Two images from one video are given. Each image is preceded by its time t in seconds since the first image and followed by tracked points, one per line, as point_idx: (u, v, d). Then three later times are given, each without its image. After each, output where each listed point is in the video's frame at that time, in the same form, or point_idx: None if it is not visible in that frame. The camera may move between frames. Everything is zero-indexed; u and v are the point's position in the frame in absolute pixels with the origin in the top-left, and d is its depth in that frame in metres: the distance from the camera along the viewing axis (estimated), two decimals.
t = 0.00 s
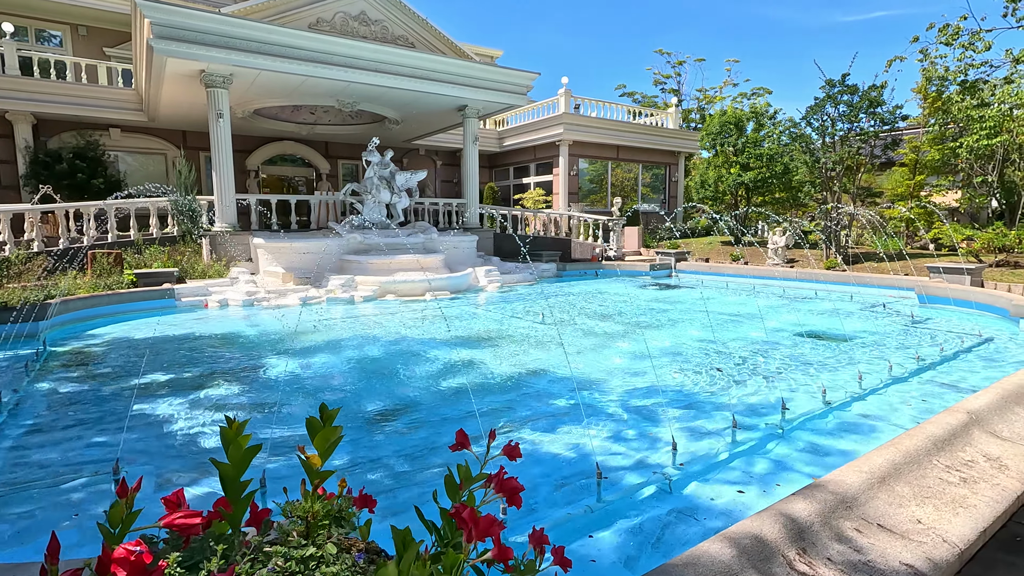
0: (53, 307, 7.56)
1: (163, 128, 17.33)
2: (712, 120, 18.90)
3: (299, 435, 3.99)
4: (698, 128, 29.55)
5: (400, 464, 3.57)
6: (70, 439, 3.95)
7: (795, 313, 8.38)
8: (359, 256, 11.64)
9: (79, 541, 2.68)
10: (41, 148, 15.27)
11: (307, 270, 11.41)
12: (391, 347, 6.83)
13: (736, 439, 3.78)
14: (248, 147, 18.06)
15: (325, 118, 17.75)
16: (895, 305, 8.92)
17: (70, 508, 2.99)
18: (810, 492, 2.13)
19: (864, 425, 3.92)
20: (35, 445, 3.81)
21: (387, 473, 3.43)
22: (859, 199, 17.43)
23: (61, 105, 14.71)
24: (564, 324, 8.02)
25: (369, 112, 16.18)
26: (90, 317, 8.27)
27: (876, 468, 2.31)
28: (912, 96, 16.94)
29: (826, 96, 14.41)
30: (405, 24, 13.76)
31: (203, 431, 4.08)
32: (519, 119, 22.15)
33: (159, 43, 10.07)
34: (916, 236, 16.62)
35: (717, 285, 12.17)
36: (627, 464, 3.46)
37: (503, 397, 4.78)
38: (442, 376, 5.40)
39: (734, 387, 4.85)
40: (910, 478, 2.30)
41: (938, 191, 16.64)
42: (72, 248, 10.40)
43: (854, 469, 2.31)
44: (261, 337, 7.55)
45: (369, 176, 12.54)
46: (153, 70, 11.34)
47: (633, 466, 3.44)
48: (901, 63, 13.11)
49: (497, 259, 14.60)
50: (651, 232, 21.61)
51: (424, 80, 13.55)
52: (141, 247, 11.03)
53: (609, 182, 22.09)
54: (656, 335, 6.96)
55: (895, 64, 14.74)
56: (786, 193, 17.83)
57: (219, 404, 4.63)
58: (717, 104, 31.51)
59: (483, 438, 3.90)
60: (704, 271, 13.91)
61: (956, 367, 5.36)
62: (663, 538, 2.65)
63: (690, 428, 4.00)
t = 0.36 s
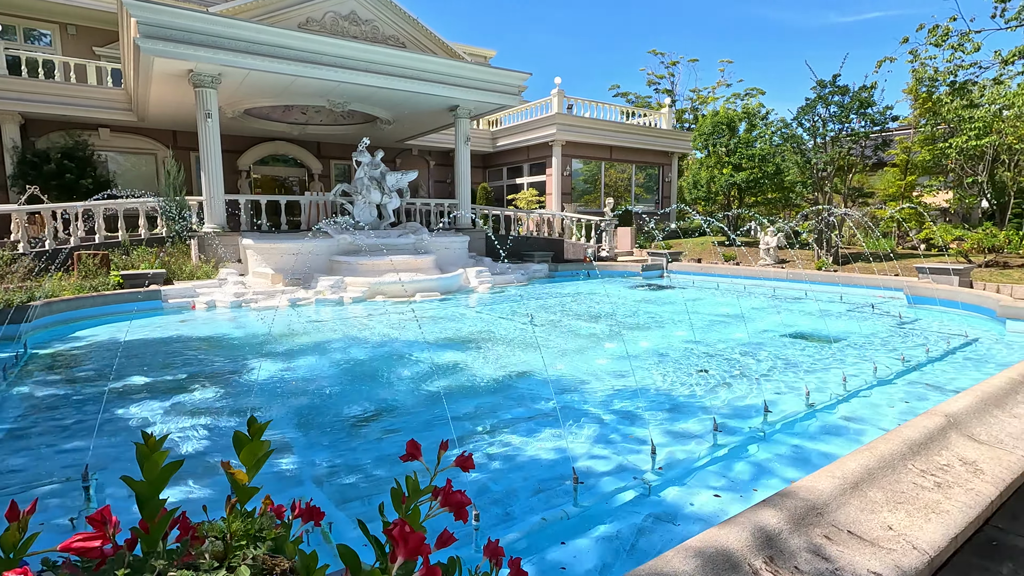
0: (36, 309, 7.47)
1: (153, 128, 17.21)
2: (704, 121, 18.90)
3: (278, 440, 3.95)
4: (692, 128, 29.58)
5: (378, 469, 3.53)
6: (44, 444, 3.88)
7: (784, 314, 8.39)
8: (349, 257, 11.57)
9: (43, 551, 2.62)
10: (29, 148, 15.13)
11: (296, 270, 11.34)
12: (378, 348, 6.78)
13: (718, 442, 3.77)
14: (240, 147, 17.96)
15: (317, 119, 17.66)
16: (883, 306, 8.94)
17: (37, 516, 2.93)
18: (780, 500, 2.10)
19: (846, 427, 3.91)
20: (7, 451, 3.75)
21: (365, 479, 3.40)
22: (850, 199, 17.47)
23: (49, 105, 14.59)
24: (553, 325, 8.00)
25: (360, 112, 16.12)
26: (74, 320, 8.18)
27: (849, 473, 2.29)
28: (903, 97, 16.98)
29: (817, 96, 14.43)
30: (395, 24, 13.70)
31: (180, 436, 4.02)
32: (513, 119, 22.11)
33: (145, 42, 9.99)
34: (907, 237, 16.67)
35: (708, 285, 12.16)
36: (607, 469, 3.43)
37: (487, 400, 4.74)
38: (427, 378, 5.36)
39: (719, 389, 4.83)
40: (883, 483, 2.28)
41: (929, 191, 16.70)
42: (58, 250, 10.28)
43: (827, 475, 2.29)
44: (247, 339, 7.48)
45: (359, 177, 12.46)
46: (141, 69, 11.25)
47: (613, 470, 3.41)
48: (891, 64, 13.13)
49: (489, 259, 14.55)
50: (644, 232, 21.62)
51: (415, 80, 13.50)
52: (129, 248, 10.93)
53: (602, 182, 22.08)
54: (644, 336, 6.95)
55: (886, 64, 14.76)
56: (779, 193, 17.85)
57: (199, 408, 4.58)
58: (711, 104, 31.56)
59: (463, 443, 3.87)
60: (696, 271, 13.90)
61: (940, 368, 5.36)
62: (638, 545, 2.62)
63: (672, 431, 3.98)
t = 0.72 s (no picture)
0: (19, 312, 7.40)
1: (144, 129, 17.11)
2: (697, 121, 18.90)
3: (256, 445, 3.91)
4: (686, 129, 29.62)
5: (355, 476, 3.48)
6: (17, 450, 3.83)
7: (773, 315, 8.39)
8: (339, 258, 11.51)
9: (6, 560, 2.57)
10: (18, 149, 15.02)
11: (286, 272, 11.27)
12: (364, 351, 6.75)
13: (698, 446, 3.75)
14: (232, 147, 17.89)
15: (309, 119, 17.59)
16: (872, 306, 8.96)
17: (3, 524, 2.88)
18: (747, 508, 2.08)
19: (826, 431, 3.90)
20: None
21: (340, 485, 3.36)
22: (842, 200, 17.50)
23: (38, 106, 14.49)
24: (541, 327, 7.99)
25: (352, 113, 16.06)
26: (59, 322, 8.12)
27: (819, 480, 2.26)
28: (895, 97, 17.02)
29: (808, 97, 14.46)
30: (386, 25, 13.64)
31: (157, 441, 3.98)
32: (506, 120, 22.09)
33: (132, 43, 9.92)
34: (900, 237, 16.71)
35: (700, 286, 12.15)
36: (585, 474, 3.40)
37: (469, 404, 4.72)
38: (411, 382, 5.32)
39: (702, 392, 4.82)
40: (855, 491, 2.25)
41: (920, 192, 16.74)
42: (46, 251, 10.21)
43: (796, 483, 2.27)
44: (233, 341, 7.44)
45: (350, 178, 12.40)
46: (129, 70, 11.17)
47: (591, 475, 3.40)
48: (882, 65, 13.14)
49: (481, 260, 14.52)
50: (638, 232, 21.64)
51: (406, 81, 13.46)
52: (117, 250, 10.86)
53: (596, 183, 22.07)
54: (630, 338, 6.95)
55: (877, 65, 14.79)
56: (771, 194, 17.88)
57: (178, 413, 4.53)
58: (705, 104, 31.59)
59: (441, 448, 3.84)
60: (688, 272, 13.92)
61: (925, 370, 5.35)
62: (611, 552, 2.59)
63: (653, 434, 3.97)
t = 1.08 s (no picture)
0: (6, 314, 7.35)
1: (137, 129, 17.03)
2: (692, 121, 18.87)
3: (238, 449, 3.87)
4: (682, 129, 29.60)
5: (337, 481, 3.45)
6: None
7: (765, 316, 8.36)
8: (332, 259, 11.45)
9: None
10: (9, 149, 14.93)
11: (278, 273, 11.21)
12: (354, 353, 6.70)
13: (683, 450, 3.72)
14: (226, 147, 17.82)
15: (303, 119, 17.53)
16: (865, 308, 8.94)
17: None
18: (723, 517, 2.05)
19: (812, 434, 3.87)
20: None
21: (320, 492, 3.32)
22: (837, 200, 17.48)
23: (29, 105, 14.40)
24: (533, 328, 7.95)
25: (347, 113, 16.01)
26: (46, 324, 8.04)
27: (797, 488, 2.23)
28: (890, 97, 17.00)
29: (803, 97, 14.43)
30: (379, 24, 13.58)
31: (138, 445, 3.93)
32: (502, 120, 22.04)
33: (123, 43, 9.86)
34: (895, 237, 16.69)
35: (694, 286, 12.12)
36: (569, 480, 3.38)
37: (456, 408, 4.68)
38: (398, 384, 5.28)
39: (690, 396, 4.79)
40: (833, 498, 2.22)
41: (915, 192, 16.75)
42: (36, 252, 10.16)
43: (774, 490, 2.24)
44: (222, 343, 7.37)
45: (343, 178, 12.34)
46: (120, 69, 11.10)
47: (574, 481, 3.37)
48: (876, 65, 13.12)
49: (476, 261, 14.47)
50: (634, 233, 21.61)
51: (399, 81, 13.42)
52: (107, 251, 10.80)
53: (592, 183, 22.04)
54: (621, 340, 6.92)
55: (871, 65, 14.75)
56: (767, 194, 17.85)
57: (162, 417, 4.49)
58: (702, 104, 31.57)
59: (425, 453, 3.81)
60: (683, 272, 13.88)
61: (915, 372, 5.34)
62: (590, 560, 2.56)
63: (639, 439, 3.94)
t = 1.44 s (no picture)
0: None
1: (131, 128, 16.93)
2: (689, 121, 18.83)
3: (220, 452, 3.80)
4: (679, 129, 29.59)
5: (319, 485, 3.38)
6: None
7: (759, 317, 8.33)
8: (325, 259, 11.39)
9: None
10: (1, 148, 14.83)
11: (271, 273, 11.11)
12: (344, 354, 6.64)
13: (671, 454, 3.67)
14: (220, 147, 17.74)
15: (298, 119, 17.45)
16: (860, 308, 8.90)
17: None
18: (703, 524, 2.00)
19: (802, 437, 3.83)
20: None
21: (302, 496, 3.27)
22: (834, 200, 17.47)
23: (21, 104, 14.30)
24: (526, 329, 7.91)
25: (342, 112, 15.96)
26: (34, 325, 7.97)
27: (781, 494, 2.18)
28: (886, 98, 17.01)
29: (798, 97, 14.41)
30: (374, 23, 13.51)
31: (119, 448, 3.87)
32: (498, 119, 22.00)
33: (114, 41, 9.79)
34: (892, 237, 16.68)
35: (690, 287, 12.08)
36: (555, 484, 3.33)
37: (444, 409, 4.64)
38: (387, 386, 5.23)
39: (680, 398, 4.75)
40: (818, 504, 2.17)
41: (912, 192, 16.72)
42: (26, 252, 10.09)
43: (758, 496, 2.19)
44: (212, 344, 7.31)
45: (337, 178, 12.25)
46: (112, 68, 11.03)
47: (560, 485, 3.32)
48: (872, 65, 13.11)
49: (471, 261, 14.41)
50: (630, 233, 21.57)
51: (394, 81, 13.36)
52: (99, 250, 10.73)
53: (589, 183, 22.01)
54: (613, 340, 6.88)
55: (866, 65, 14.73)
56: (763, 194, 17.83)
57: (146, 419, 4.42)
58: (698, 104, 31.55)
59: (410, 457, 3.75)
60: (678, 272, 13.85)
61: (908, 374, 5.29)
62: (573, 567, 2.50)
63: (627, 441, 3.90)
